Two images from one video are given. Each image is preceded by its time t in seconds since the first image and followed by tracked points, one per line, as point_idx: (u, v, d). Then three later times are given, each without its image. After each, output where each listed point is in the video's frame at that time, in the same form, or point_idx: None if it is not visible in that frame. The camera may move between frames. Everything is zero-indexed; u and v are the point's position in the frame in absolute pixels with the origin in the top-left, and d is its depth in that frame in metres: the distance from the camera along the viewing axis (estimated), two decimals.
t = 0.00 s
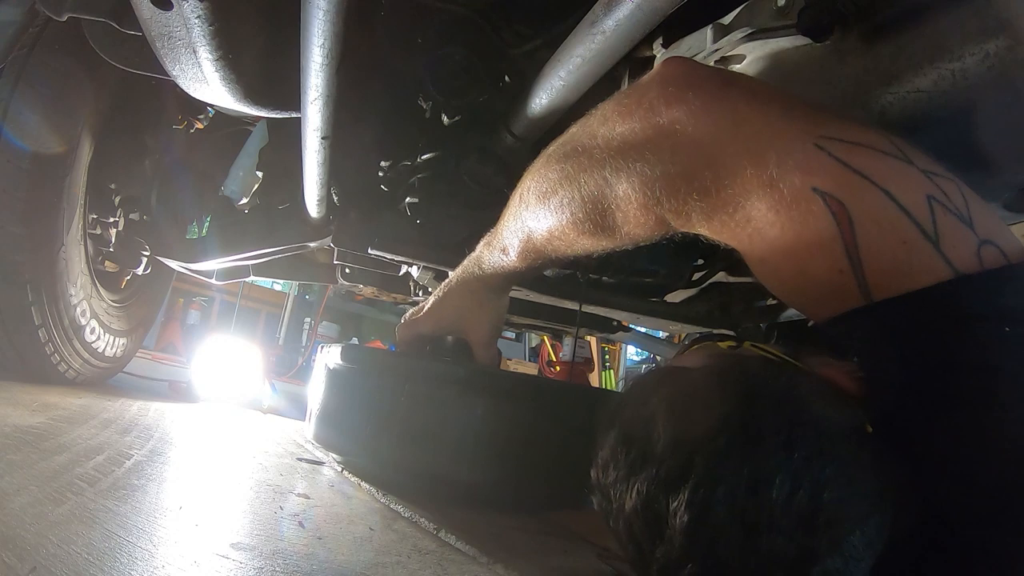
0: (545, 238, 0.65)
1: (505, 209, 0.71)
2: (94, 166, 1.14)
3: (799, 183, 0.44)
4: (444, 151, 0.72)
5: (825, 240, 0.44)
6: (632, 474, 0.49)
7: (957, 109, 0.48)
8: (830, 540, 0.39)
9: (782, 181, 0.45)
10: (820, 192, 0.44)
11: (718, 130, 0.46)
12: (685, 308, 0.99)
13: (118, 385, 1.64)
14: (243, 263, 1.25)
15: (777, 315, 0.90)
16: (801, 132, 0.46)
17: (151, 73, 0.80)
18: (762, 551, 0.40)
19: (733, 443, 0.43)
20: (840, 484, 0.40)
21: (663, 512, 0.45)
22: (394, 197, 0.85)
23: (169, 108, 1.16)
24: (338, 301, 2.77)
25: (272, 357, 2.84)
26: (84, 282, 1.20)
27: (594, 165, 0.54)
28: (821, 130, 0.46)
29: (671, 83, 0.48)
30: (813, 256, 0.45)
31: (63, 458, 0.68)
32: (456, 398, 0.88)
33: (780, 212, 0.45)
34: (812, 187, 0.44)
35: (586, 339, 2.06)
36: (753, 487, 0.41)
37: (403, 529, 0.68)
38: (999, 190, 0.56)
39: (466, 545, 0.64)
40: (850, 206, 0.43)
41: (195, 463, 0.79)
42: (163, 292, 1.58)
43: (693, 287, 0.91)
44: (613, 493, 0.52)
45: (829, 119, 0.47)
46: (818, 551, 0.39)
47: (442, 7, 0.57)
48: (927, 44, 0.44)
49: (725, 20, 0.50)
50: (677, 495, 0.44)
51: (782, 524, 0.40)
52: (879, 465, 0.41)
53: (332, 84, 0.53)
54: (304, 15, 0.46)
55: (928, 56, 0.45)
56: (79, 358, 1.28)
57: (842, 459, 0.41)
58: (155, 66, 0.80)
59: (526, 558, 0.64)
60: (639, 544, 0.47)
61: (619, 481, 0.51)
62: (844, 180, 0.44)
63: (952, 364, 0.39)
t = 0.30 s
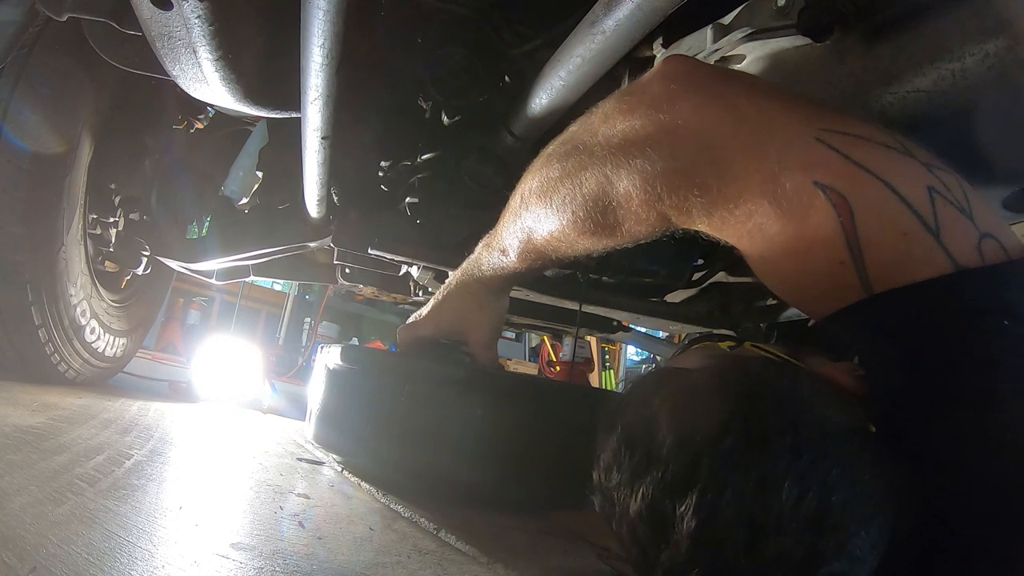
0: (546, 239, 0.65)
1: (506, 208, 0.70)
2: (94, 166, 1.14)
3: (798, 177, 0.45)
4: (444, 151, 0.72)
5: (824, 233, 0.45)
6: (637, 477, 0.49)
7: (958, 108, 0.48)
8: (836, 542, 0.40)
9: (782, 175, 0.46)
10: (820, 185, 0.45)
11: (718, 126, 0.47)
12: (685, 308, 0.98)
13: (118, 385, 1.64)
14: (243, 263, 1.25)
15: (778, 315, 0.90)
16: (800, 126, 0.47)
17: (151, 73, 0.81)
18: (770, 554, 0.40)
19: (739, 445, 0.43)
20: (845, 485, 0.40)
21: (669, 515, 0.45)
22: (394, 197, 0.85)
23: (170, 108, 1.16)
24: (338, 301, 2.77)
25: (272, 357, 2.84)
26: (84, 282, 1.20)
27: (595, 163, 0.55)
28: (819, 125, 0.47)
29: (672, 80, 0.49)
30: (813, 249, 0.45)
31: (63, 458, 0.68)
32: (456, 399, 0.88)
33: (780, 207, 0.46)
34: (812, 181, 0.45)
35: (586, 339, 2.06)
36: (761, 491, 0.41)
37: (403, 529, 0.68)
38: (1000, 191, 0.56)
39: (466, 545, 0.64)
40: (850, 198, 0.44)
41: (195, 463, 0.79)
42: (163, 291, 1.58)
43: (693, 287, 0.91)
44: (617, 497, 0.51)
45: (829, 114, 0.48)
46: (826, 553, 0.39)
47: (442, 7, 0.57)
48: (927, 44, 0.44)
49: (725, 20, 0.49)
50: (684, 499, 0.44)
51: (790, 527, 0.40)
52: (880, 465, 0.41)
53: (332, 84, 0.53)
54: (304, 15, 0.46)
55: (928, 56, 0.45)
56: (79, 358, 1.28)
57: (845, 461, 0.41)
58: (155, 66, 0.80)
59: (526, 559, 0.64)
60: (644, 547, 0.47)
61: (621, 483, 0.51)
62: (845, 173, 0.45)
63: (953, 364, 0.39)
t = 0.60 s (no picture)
0: (550, 239, 0.65)
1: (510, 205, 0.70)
2: (94, 166, 1.14)
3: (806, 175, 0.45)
4: (444, 151, 0.73)
5: (832, 230, 0.45)
6: (639, 477, 0.49)
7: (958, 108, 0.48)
8: (837, 541, 0.41)
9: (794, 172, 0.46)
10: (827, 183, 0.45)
11: (722, 125, 0.47)
12: (685, 309, 0.99)
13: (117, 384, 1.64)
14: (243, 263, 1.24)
15: (777, 315, 0.90)
16: (809, 124, 0.47)
17: (151, 73, 0.81)
18: (773, 554, 0.40)
19: (739, 447, 0.43)
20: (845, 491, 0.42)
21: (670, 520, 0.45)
22: (394, 197, 0.85)
23: (170, 107, 1.15)
24: (338, 301, 2.77)
25: (272, 357, 2.84)
26: (84, 282, 1.20)
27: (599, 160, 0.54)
28: (828, 121, 0.47)
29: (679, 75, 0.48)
30: (819, 247, 0.46)
31: (63, 458, 0.68)
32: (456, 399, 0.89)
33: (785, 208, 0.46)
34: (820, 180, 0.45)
35: (586, 339, 2.06)
36: (763, 492, 0.41)
37: (403, 529, 0.68)
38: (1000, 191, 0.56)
39: (466, 545, 0.64)
40: (856, 195, 0.44)
41: (195, 463, 0.79)
42: (163, 292, 1.57)
43: (693, 287, 0.91)
44: (618, 496, 0.52)
45: (837, 107, 0.48)
46: (825, 551, 0.41)
47: (442, 7, 0.57)
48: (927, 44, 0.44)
49: (725, 20, 0.50)
50: (686, 500, 0.43)
51: (793, 527, 0.41)
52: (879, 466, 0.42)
53: (332, 84, 0.53)
54: (304, 15, 0.46)
55: (928, 57, 0.45)
56: (79, 358, 1.28)
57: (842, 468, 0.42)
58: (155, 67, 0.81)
59: (526, 559, 0.64)
60: (645, 548, 0.47)
61: (621, 482, 0.51)
62: (851, 171, 0.45)
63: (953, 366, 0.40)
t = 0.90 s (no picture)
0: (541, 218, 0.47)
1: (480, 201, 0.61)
2: (94, 166, 1.14)
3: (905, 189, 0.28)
4: (444, 152, 0.73)
5: (942, 263, 0.29)
6: (633, 471, 0.50)
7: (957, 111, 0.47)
8: (829, 539, 0.43)
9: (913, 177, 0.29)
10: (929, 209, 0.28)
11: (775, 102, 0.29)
12: (683, 309, 0.99)
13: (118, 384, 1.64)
14: (243, 263, 1.24)
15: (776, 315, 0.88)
16: (908, 110, 0.30)
17: (151, 74, 0.81)
18: (761, 549, 0.43)
19: (738, 445, 0.45)
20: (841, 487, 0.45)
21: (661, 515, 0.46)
22: (394, 197, 0.84)
23: (169, 107, 1.15)
24: (338, 301, 2.77)
25: (272, 357, 2.84)
26: (84, 283, 1.20)
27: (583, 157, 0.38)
28: (931, 113, 0.30)
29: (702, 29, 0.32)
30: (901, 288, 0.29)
31: (63, 458, 0.68)
32: (456, 399, 0.89)
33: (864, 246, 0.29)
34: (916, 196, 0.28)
35: (586, 339, 2.06)
36: (754, 490, 0.43)
37: (404, 529, 0.68)
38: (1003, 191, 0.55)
39: (466, 546, 0.64)
40: (971, 225, 0.29)
41: (195, 463, 0.79)
42: (163, 292, 1.57)
43: (693, 286, 0.91)
44: (616, 495, 0.52)
45: (930, 90, 0.31)
46: (819, 544, 0.43)
47: (442, 7, 0.56)
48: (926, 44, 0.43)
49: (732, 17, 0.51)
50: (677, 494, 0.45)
51: (781, 526, 0.43)
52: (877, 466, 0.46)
53: (332, 84, 0.53)
54: (304, 15, 0.46)
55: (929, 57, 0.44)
56: (80, 358, 1.28)
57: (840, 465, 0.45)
58: (155, 67, 0.81)
59: (527, 559, 0.63)
60: (638, 541, 0.49)
61: (619, 480, 0.51)
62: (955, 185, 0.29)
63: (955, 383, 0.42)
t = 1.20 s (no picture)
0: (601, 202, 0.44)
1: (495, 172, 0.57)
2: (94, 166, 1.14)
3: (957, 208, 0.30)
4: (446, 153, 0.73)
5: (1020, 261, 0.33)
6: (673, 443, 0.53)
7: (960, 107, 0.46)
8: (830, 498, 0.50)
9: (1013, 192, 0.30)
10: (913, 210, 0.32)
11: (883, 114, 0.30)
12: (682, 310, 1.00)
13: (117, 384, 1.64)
14: (243, 263, 1.24)
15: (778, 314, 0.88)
16: None
17: (151, 74, 0.81)
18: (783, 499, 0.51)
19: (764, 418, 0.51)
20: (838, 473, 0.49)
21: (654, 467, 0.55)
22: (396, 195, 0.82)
23: (170, 107, 1.14)
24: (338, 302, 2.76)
25: (272, 356, 2.84)
26: (84, 283, 1.20)
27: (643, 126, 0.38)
28: None
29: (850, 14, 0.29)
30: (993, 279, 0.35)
31: (63, 458, 0.68)
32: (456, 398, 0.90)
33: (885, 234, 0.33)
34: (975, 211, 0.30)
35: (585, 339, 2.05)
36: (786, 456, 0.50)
37: (403, 529, 0.68)
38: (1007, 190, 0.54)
39: (466, 545, 0.64)
40: None
41: (195, 464, 0.79)
42: (163, 292, 1.57)
43: (693, 287, 0.91)
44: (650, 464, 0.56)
45: None
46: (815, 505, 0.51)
47: (442, 7, 0.56)
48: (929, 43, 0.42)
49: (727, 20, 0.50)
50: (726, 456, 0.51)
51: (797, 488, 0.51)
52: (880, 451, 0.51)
53: (332, 84, 0.53)
54: (304, 15, 0.46)
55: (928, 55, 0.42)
56: (80, 358, 1.28)
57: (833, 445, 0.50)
58: (155, 67, 0.81)
59: (527, 558, 0.63)
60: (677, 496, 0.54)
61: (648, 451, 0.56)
62: None
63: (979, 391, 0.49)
